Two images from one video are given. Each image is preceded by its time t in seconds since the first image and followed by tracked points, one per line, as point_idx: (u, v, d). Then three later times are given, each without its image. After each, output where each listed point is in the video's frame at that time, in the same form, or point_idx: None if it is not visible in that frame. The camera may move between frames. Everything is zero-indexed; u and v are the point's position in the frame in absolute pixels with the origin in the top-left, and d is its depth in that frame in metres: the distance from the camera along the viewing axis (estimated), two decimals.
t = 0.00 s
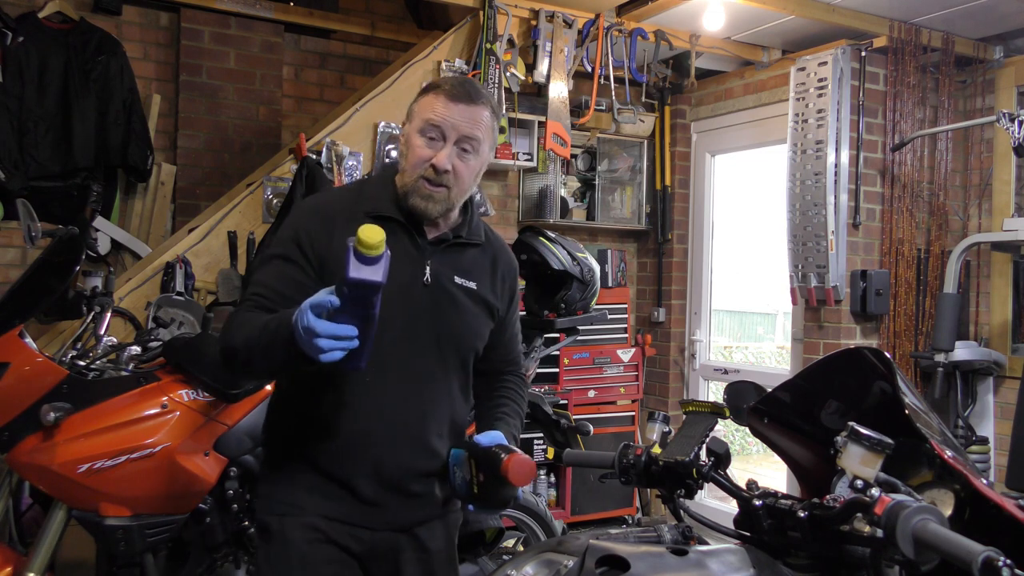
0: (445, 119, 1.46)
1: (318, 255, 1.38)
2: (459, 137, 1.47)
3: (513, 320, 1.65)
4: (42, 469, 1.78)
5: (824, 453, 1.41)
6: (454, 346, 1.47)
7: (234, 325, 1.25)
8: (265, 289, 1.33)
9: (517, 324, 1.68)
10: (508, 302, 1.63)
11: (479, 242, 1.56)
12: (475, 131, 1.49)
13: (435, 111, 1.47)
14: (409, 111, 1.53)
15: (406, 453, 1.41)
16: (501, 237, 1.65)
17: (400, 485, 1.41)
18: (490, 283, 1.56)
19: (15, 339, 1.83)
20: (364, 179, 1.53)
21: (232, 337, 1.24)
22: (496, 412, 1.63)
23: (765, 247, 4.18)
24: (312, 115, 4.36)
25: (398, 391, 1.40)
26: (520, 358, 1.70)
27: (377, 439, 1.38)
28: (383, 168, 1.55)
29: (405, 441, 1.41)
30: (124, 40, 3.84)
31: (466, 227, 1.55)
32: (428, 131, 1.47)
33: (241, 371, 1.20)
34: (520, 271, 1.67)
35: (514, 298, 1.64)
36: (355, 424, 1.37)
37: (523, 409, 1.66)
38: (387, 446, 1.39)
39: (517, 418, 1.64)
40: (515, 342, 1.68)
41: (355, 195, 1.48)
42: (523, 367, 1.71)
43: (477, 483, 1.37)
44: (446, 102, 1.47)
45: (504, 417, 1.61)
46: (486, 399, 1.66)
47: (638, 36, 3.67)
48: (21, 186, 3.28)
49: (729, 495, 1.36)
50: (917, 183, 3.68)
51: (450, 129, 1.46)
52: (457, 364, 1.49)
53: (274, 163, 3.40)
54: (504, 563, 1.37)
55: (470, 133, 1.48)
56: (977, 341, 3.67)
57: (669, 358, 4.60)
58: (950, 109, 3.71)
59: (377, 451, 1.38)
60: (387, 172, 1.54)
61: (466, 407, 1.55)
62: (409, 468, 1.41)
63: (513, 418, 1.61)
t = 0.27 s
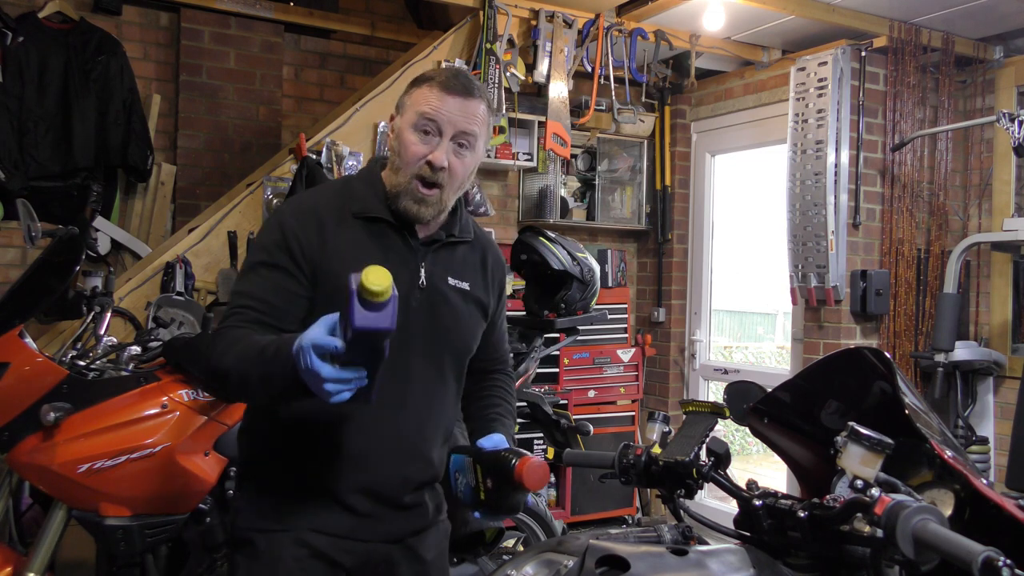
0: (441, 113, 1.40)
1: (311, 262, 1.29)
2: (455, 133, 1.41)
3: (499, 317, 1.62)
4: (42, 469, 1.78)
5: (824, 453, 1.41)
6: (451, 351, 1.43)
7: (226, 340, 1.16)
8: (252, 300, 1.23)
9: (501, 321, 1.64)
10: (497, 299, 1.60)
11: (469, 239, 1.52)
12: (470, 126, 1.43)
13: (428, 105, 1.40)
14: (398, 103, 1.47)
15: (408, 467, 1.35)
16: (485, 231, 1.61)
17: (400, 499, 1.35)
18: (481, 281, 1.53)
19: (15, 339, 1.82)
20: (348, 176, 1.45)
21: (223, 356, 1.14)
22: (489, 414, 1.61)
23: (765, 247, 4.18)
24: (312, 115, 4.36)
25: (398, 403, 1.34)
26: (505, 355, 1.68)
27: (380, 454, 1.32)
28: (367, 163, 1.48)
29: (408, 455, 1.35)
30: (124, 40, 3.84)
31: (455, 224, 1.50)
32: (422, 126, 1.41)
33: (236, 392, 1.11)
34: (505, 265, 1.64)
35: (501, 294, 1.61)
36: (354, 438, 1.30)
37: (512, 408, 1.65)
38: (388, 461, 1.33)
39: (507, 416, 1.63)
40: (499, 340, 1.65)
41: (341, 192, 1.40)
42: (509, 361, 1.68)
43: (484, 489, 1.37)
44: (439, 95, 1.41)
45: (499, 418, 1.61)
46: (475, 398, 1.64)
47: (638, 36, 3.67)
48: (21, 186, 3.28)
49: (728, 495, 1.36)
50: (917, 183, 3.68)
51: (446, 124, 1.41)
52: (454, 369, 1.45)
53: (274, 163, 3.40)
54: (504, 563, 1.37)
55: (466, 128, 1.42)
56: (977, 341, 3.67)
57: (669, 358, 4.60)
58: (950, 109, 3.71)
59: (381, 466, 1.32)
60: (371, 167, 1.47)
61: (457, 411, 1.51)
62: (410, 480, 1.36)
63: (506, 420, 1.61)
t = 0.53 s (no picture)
0: (440, 112, 1.38)
1: (298, 264, 1.27)
2: (455, 133, 1.38)
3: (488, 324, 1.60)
4: (41, 470, 1.78)
5: (824, 453, 1.41)
6: (442, 358, 1.40)
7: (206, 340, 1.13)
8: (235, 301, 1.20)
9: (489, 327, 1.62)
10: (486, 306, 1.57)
11: (460, 244, 1.50)
12: (469, 126, 1.41)
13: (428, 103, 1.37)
14: (396, 101, 1.44)
15: (392, 476, 1.33)
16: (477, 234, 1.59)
17: (382, 510, 1.33)
18: (472, 287, 1.50)
19: (14, 339, 1.81)
20: (340, 175, 1.42)
21: (204, 359, 1.11)
22: (476, 422, 1.59)
23: (765, 247, 4.18)
24: (312, 115, 4.36)
25: (384, 412, 1.31)
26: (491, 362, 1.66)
27: (364, 463, 1.30)
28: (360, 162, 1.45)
29: (392, 468, 1.33)
30: (124, 39, 3.83)
31: (447, 228, 1.48)
32: (421, 125, 1.38)
33: (219, 396, 1.09)
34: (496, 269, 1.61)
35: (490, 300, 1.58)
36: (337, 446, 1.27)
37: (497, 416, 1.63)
38: (371, 473, 1.30)
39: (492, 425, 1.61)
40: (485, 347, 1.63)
41: (331, 192, 1.37)
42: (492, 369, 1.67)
43: (476, 501, 1.36)
44: (438, 93, 1.39)
45: (486, 427, 1.58)
46: (460, 405, 1.62)
47: (638, 36, 3.67)
48: (21, 186, 3.28)
49: (728, 495, 1.36)
50: (917, 183, 3.68)
51: (445, 123, 1.38)
52: (444, 376, 1.42)
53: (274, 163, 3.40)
54: (504, 563, 1.37)
55: (466, 128, 1.40)
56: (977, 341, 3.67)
57: (669, 358, 4.60)
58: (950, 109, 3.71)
59: (365, 474, 1.30)
60: (364, 167, 1.44)
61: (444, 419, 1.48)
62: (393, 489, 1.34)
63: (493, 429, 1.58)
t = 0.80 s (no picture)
0: (425, 101, 1.35)
1: (283, 265, 1.24)
2: (440, 121, 1.36)
3: (477, 324, 1.59)
4: (41, 470, 1.78)
5: (824, 453, 1.41)
6: (430, 361, 1.39)
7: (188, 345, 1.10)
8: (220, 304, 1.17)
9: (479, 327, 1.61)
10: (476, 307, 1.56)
11: (449, 243, 1.48)
12: (455, 117, 1.39)
13: (413, 93, 1.36)
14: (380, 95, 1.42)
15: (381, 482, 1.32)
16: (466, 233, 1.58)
17: (371, 516, 1.32)
18: (461, 288, 1.48)
19: (15, 339, 1.81)
20: (326, 172, 1.39)
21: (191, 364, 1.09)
22: (466, 425, 1.58)
23: (765, 247, 4.18)
24: (312, 115, 4.35)
25: (372, 416, 1.30)
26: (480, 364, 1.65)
27: (352, 469, 1.28)
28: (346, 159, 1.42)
29: (378, 473, 1.32)
30: (124, 39, 3.83)
31: (434, 227, 1.46)
32: (406, 114, 1.35)
33: (207, 399, 1.07)
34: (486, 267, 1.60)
35: (480, 300, 1.57)
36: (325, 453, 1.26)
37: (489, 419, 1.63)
38: (356, 478, 1.29)
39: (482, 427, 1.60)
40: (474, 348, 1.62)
41: (316, 190, 1.34)
42: (485, 370, 1.66)
43: (465, 503, 1.37)
44: (424, 83, 1.37)
45: (476, 430, 1.58)
46: (449, 408, 1.61)
47: (638, 36, 3.67)
48: (21, 186, 3.28)
49: (728, 495, 1.36)
50: (916, 183, 3.68)
51: (430, 112, 1.36)
52: (432, 379, 1.41)
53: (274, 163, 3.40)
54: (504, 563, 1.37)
55: (452, 117, 1.37)
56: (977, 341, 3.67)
57: (669, 358, 4.60)
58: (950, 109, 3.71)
59: (353, 480, 1.29)
60: (350, 163, 1.41)
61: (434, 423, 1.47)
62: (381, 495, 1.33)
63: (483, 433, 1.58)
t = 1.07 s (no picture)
0: (413, 107, 1.32)
1: (272, 274, 1.23)
2: (429, 129, 1.33)
3: (472, 326, 1.58)
4: (41, 470, 1.78)
5: (824, 453, 1.41)
6: (421, 366, 1.38)
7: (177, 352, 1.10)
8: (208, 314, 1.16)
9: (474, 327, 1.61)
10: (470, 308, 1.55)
11: (441, 245, 1.47)
12: (445, 122, 1.36)
13: (401, 98, 1.33)
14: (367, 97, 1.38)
15: (372, 489, 1.33)
16: (459, 233, 1.57)
17: (361, 521, 1.33)
18: (453, 292, 1.48)
19: (15, 339, 1.80)
20: (316, 176, 1.38)
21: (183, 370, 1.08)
22: (459, 426, 1.58)
23: (765, 247, 4.18)
24: (312, 115, 4.35)
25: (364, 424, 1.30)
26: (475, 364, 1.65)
27: (342, 477, 1.29)
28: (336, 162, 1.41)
29: (370, 479, 1.32)
30: (124, 39, 3.83)
31: (426, 230, 1.45)
32: (393, 121, 1.32)
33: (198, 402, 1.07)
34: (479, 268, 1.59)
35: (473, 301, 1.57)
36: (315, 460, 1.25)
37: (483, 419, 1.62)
38: (347, 484, 1.29)
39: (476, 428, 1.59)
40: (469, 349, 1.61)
41: (305, 195, 1.33)
42: (480, 370, 1.65)
43: (451, 513, 1.40)
44: (412, 88, 1.34)
45: (468, 431, 1.57)
46: (443, 408, 1.61)
47: (638, 36, 3.67)
48: (21, 186, 3.28)
49: (728, 495, 1.36)
50: (916, 183, 3.68)
51: (418, 119, 1.33)
52: (423, 384, 1.41)
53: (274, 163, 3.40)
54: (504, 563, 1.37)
55: (442, 124, 1.35)
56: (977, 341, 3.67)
57: (669, 358, 4.60)
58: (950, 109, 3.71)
59: (343, 487, 1.29)
60: (340, 166, 1.40)
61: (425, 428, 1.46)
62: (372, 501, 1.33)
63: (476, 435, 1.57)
